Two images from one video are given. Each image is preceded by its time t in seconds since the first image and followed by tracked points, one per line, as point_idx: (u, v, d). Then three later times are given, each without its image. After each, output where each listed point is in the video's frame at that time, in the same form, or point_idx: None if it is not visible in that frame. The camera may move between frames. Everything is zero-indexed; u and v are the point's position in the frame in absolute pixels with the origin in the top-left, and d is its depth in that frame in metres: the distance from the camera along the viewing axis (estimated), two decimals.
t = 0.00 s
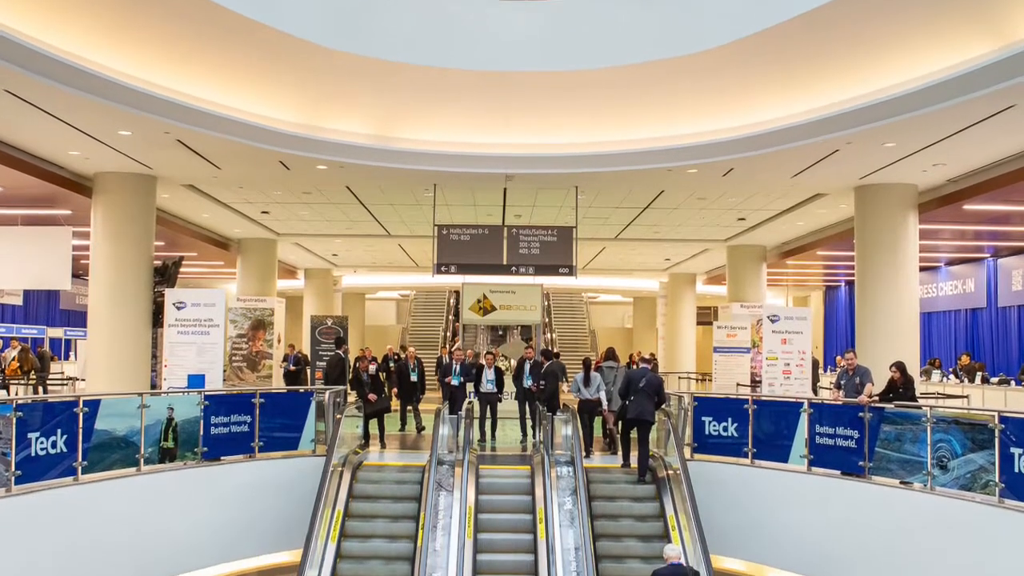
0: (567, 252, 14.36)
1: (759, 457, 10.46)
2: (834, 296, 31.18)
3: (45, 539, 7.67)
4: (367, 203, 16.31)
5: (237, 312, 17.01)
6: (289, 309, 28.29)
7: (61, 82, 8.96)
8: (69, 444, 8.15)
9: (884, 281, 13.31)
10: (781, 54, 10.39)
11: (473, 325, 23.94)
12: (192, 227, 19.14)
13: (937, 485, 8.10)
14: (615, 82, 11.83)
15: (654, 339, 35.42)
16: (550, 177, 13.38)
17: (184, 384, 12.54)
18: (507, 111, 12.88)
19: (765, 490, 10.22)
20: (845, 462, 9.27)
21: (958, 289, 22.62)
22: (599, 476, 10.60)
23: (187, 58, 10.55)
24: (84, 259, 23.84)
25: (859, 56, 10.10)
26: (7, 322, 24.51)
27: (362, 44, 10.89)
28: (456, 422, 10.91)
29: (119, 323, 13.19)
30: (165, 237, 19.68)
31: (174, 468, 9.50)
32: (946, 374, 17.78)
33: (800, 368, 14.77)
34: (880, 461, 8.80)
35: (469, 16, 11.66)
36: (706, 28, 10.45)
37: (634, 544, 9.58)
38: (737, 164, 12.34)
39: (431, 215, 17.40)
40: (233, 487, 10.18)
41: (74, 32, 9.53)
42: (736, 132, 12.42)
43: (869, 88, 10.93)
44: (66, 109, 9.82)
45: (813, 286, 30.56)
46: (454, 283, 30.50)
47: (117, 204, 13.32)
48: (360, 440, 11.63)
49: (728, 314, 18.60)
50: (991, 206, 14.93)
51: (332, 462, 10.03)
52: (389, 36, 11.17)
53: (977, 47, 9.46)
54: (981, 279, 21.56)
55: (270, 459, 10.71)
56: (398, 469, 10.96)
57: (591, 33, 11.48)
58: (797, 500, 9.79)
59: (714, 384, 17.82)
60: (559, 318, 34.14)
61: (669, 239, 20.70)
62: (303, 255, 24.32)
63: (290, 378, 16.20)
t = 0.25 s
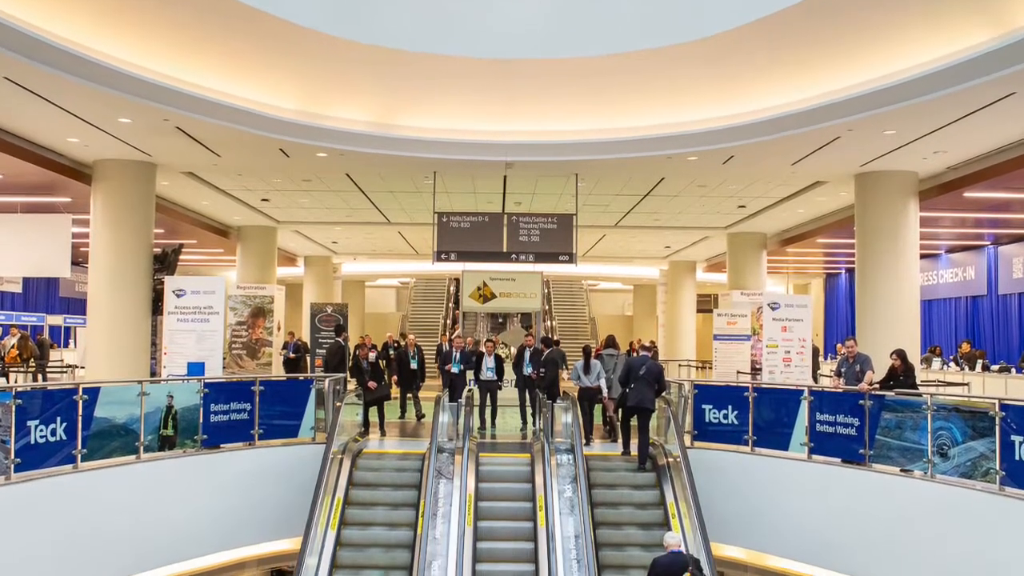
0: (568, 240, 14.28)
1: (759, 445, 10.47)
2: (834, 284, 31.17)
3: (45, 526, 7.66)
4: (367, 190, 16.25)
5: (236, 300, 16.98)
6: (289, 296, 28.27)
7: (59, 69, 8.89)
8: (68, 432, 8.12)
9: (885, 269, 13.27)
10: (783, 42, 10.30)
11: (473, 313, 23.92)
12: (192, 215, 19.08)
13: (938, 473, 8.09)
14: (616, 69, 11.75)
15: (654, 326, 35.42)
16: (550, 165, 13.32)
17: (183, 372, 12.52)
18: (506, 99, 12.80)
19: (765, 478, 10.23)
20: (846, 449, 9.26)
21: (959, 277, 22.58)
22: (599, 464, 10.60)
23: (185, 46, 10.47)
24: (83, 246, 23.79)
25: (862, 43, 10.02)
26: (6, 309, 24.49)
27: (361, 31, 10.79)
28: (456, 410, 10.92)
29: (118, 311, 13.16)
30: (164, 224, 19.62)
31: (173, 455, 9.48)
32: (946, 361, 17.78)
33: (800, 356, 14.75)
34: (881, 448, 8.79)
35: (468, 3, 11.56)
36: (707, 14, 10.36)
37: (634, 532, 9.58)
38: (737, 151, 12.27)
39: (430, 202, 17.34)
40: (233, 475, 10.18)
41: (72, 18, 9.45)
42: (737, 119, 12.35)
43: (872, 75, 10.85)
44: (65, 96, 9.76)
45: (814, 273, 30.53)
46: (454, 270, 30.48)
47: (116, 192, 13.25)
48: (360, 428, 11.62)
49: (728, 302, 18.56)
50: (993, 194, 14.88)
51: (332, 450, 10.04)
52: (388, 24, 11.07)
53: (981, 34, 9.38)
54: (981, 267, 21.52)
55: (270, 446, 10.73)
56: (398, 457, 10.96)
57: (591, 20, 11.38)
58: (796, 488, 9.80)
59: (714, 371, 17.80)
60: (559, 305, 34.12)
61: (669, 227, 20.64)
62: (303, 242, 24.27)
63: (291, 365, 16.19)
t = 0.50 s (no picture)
0: (568, 227, 14.24)
1: (759, 432, 10.48)
2: (835, 271, 31.13)
3: (45, 514, 7.67)
4: (367, 178, 16.19)
5: (236, 288, 16.95)
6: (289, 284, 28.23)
7: (58, 56, 8.83)
8: (68, 420, 8.09)
9: (886, 257, 13.23)
10: (785, 29, 10.22)
11: (474, 300, 23.89)
12: (191, 202, 19.01)
13: (939, 461, 8.07)
14: (617, 56, 11.66)
15: (654, 314, 35.41)
16: (550, 152, 13.25)
17: (183, 359, 12.50)
18: (506, 86, 12.72)
19: (765, 465, 10.23)
20: (846, 437, 9.26)
21: (959, 264, 22.55)
22: (599, 452, 10.60)
23: (184, 33, 10.39)
24: (82, 234, 23.73)
25: (865, 30, 9.94)
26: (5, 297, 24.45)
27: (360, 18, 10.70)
28: (456, 398, 10.92)
29: (117, 299, 13.14)
30: (164, 212, 19.57)
31: (173, 443, 9.47)
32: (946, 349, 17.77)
33: (800, 344, 14.73)
34: (881, 436, 8.78)
35: None
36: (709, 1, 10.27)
37: (634, 520, 9.59)
38: (737, 138, 12.20)
39: (430, 190, 17.28)
40: (231, 462, 10.18)
41: (69, 5, 9.37)
42: (739, 106, 12.27)
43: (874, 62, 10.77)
44: (63, 83, 9.69)
45: (814, 261, 30.49)
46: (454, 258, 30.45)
47: (115, 179, 13.19)
48: (360, 415, 11.62)
49: (728, 290, 18.53)
50: (993, 181, 14.82)
51: (332, 437, 10.04)
52: (387, 11, 10.97)
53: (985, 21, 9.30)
54: (982, 254, 21.48)
55: (269, 434, 10.73)
56: (398, 445, 10.96)
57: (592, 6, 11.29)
58: (797, 475, 9.80)
59: (715, 359, 17.79)
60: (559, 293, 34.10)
61: (669, 214, 20.59)
62: (303, 230, 24.22)
63: (290, 353, 16.18)
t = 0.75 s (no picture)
0: (568, 215, 14.19)
1: (759, 420, 10.48)
2: (835, 259, 31.08)
3: (46, 501, 7.66)
4: (367, 165, 16.13)
5: (235, 275, 16.91)
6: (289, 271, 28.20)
7: (56, 43, 8.76)
8: (68, 407, 8.08)
9: (886, 244, 13.19)
10: (787, 16, 10.14)
11: (473, 288, 23.85)
12: (191, 190, 18.95)
13: (939, 448, 8.06)
14: (617, 43, 11.58)
15: (655, 302, 35.40)
16: (550, 139, 13.19)
17: (182, 347, 12.48)
18: (505, 74, 12.64)
19: (765, 453, 10.23)
20: (846, 424, 9.25)
21: (959, 252, 22.51)
22: (599, 440, 10.61)
23: (182, 20, 10.32)
24: (81, 221, 23.67)
25: (868, 17, 9.86)
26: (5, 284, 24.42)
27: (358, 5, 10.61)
28: (456, 385, 10.93)
29: (117, 287, 13.11)
30: (163, 199, 19.51)
31: (172, 431, 9.47)
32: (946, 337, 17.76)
33: (801, 331, 14.71)
34: (881, 424, 8.78)
35: None
36: None
37: (634, 508, 9.59)
38: (738, 126, 12.14)
39: (430, 177, 17.22)
40: (231, 450, 10.18)
41: None
42: (740, 93, 12.20)
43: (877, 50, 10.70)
44: (62, 71, 9.63)
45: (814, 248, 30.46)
46: (454, 246, 30.39)
47: (115, 166, 13.13)
48: (360, 403, 11.61)
49: (729, 277, 18.49)
50: (994, 168, 14.76)
51: (332, 425, 10.04)
52: None
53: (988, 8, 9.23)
54: (982, 242, 21.44)
55: (269, 422, 10.73)
56: (398, 432, 10.97)
57: None
58: (797, 463, 9.80)
59: (715, 346, 17.77)
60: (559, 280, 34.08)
61: (670, 201, 20.53)
62: (303, 217, 24.16)
63: (290, 341, 16.17)
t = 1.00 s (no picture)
0: (568, 202, 14.14)
1: (760, 407, 10.48)
2: (835, 246, 31.02)
3: (46, 489, 7.67)
4: (366, 152, 16.06)
5: (234, 263, 16.87)
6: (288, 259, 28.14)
7: (57, 31, 8.71)
8: (67, 395, 8.05)
9: (886, 232, 13.16)
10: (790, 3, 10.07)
11: (473, 275, 23.81)
12: (190, 177, 18.89)
13: (940, 436, 8.05)
14: (618, 31, 11.50)
15: (655, 289, 35.37)
16: (550, 127, 13.12)
17: (182, 335, 12.45)
18: (505, 61, 12.57)
19: (765, 441, 10.24)
20: (847, 412, 9.24)
21: (960, 239, 22.45)
22: (599, 428, 10.61)
23: (181, 8, 10.26)
24: (80, 209, 23.59)
25: (871, 4, 9.79)
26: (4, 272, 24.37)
27: None
28: (456, 372, 10.95)
29: (117, 274, 13.07)
30: (162, 187, 19.45)
31: (171, 419, 9.45)
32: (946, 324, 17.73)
33: (801, 319, 14.68)
34: (881, 412, 8.77)
35: None
36: None
37: (634, 496, 9.58)
38: (738, 113, 12.07)
39: (430, 164, 17.15)
40: (230, 438, 10.17)
41: None
42: (740, 81, 12.13)
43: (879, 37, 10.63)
44: (61, 58, 9.57)
45: (815, 236, 30.40)
46: (454, 233, 30.34)
47: (114, 153, 13.07)
48: (359, 390, 11.61)
49: (729, 265, 18.45)
50: (995, 156, 14.69)
51: (332, 413, 10.04)
52: None
53: None
54: (983, 229, 21.39)
55: (268, 409, 10.74)
56: (397, 420, 10.98)
57: None
58: (797, 451, 9.80)
59: (715, 334, 17.75)
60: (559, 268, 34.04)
61: (670, 189, 20.47)
62: (303, 205, 24.09)
63: (290, 328, 16.17)
